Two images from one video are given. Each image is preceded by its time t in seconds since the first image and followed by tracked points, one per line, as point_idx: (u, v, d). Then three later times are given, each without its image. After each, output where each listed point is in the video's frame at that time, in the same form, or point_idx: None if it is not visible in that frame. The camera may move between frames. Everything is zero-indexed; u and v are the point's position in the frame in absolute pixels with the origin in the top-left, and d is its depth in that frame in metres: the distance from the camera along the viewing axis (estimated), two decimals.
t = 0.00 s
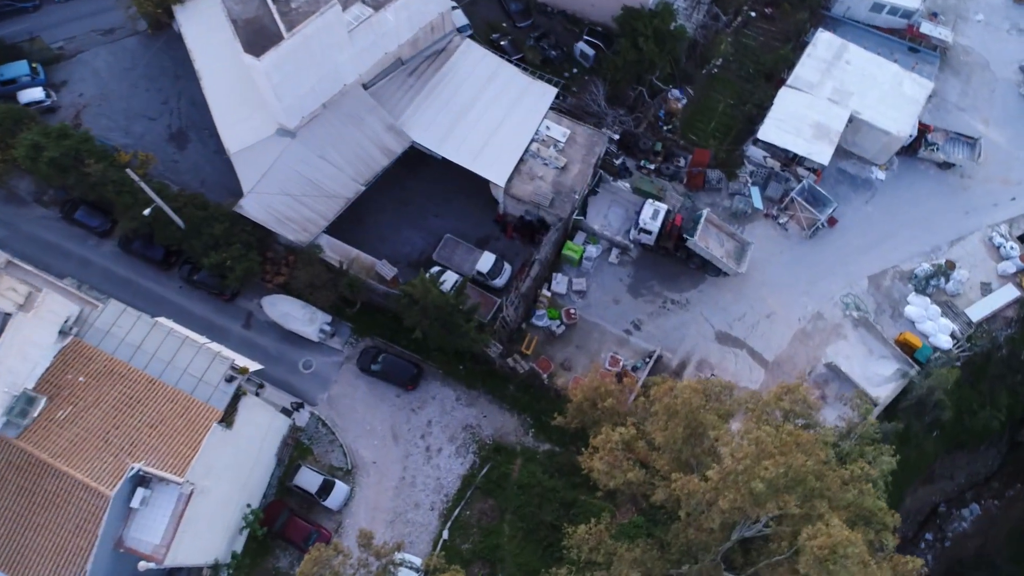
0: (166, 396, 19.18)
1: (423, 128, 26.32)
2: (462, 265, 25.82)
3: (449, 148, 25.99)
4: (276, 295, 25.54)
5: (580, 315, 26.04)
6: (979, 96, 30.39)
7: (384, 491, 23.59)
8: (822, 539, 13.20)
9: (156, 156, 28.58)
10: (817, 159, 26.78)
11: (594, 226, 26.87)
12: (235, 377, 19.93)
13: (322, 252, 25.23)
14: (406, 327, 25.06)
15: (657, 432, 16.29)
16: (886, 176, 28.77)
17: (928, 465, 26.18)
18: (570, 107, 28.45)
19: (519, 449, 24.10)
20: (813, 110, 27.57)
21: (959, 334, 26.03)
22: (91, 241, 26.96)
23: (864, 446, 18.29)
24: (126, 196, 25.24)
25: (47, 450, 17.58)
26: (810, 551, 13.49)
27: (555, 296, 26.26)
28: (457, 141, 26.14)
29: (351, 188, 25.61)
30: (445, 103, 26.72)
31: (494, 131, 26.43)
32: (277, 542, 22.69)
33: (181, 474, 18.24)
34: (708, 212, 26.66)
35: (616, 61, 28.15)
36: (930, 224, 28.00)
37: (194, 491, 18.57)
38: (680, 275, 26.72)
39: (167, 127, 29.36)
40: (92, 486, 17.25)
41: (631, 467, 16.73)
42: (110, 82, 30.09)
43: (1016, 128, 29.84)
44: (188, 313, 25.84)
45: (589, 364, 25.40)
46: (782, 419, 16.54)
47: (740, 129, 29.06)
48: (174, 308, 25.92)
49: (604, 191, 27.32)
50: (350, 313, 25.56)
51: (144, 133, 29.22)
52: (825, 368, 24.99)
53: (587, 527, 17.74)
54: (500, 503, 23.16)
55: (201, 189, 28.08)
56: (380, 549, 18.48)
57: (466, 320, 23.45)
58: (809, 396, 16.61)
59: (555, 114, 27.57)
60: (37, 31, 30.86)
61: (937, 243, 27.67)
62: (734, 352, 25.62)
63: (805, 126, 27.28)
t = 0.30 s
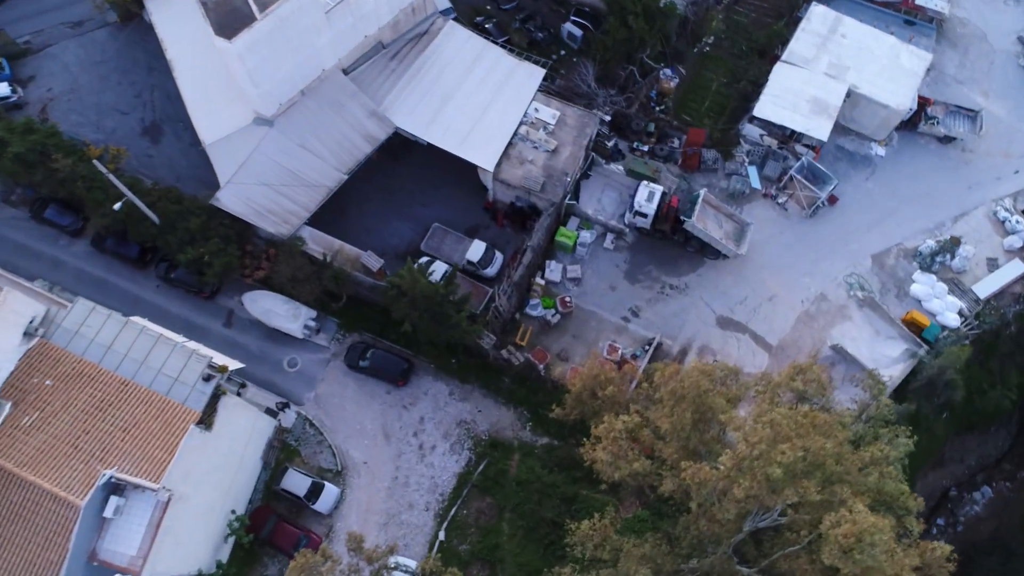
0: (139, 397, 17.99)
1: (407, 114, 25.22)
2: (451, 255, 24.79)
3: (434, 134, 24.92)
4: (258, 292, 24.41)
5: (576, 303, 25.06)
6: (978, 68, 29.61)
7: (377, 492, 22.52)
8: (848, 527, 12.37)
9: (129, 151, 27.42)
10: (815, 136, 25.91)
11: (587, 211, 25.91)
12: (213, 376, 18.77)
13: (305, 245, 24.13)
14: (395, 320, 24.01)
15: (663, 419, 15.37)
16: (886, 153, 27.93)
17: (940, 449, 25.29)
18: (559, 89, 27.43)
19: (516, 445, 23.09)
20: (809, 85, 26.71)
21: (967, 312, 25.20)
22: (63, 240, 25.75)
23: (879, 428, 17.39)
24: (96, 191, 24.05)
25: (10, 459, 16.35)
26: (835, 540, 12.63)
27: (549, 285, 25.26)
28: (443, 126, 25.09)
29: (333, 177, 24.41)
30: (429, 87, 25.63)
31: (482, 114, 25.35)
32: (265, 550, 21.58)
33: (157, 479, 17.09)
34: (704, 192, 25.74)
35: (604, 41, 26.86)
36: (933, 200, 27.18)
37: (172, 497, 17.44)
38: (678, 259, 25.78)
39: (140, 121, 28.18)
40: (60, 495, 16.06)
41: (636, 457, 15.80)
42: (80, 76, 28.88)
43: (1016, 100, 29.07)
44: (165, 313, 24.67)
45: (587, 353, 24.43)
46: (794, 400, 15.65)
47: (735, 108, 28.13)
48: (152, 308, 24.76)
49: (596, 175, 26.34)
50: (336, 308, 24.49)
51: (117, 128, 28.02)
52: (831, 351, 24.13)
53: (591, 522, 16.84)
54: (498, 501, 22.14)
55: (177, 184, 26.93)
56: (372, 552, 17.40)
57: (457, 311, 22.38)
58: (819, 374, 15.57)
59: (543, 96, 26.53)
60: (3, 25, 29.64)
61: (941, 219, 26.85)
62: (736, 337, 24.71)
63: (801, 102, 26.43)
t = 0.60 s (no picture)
0: (110, 398, 16.86)
1: (390, 98, 24.09)
2: (440, 243, 23.73)
3: (419, 117, 23.81)
4: (238, 287, 23.25)
5: (572, 290, 24.04)
6: (978, 40, 28.78)
7: (368, 493, 21.43)
8: (877, 513, 11.47)
9: (101, 145, 26.20)
10: (814, 110, 24.98)
11: (581, 195, 24.91)
12: (189, 373, 17.63)
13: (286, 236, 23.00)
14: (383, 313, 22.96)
15: (670, 406, 14.44)
16: (887, 127, 27.02)
17: (952, 431, 24.36)
18: (548, 69, 26.37)
19: (513, 440, 22.05)
20: (807, 59, 25.79)
21: (977, 289, 24.33)
22: (32, 239, 24.51)
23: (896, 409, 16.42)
24: (64, 185, 22.83)
25: None
26: (864, 528, 11.78)
27: (543, 272, 24.23)
28: (427, 110, 23.97)
29: (313, 164, 23.24)
30: (412, 69, 24.50)
31: (468, 96, 24.26)
32: (251, 558, 20.42)
33: (130, 483, 15.89)
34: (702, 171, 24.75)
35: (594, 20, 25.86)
36: (936, 175, 26.31)
37: (148, 503, 16.28)
38: (677, 242, 24.81)
39: (112, 113, 26.95)
40: (24, 504, 14.80)
41: (643, 445, 14.85)
42: (48, 69, 27.62)
43: (1019, 71, 28.23)
44: (142, 312, 23.49)
45: (585, 342, 23.42)
46: (807, 380, 14.82)
47: (731, 85, 27.16)
48: (128, 307, 23.58)
49: (589, 157, 25.34)
50: (321, 302, 23.38)
51: (87, 121, 26.79)
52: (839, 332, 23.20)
53: (595, 517, 15.93)
54: (497, 498, 21.08)
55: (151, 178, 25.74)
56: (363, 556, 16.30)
57: (448, 300, 21.28)
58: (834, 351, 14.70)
59: (532, 76, 25.45)
60: None
61: (946, 195, 25.98)
62: (740, 321, 23.76)
63: (799, 76, 25.50)
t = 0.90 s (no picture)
0: (78, 399, 15.80)
1: (375, 81, 23.05)
2: (430, 232, 22.77)
3: (405, 101, 22.75)
4: (219, 281, 22.20)
5: (568, 278, 23.10)
6: (979, 14, 28.02)
7: (359, 494, 20.42)
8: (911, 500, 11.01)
9: (74, 137, 25.10)
10: (816, 87, 24.07)
11: (575, 179, 24.05)
12: (166, 370, 16.58)
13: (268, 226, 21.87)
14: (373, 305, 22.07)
15: (678, 390, 13.74)
16: (889, 105, 26.28)
17: (966, 416, 23.47)
18: (538, 50, 25.42)
19: (511, 434, 21.12)
20: (806, 35, 24.90)
21: (987, 269, 23.51)
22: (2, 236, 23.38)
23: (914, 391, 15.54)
24: (34, 178, 21.71)
25: None
26: (896, 518, 11.39)
27: (538, 260, 23.29)
28: (414, 93, 22.96)
29: (297, 152, 22.26)
30: (397, 51, 23.50)
31: (456, 78, 23.28)
32: (238, 564, 19.36)
33: (100, 489, 14.91)
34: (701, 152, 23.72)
35: None
36: (942, 152, 25.50)
37: (121, 510, 15.21)
38: (676, 226, 23.93)
39: (85, 105, 25.85)
40: None
41: (650, 433, 14.08)
42: (17, 59, 26.49)
43: (1022, 45, 27.48)
44: (119, 310, 22.43)
45: (583, 331, 22.49)
46: (823, 360, 14.50)
47: (728, 64, 26.30)
48: (104, 305, 22.49)
49: (583, 141, 24.60)
50: (308, 295, 22.38)
51: (59, 113, 25.67)
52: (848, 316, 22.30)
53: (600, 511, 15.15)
54: (495, 496, 20.10)
55: (127, 170, 24.67)
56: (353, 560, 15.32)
57: (439, 290, 20.25)
58: (855, 331, 14.35)
59: (522, 57, 24.51)
60: None
61: (951, 172, 25.18)
62: (743, 306, 22.86)
63: (798, 53, 24.59)
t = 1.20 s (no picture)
0: (42, 403, 14.61)
1: (354, 64, 22.00)
2: (417, 219, 21.76)
3: (387, 84, 21.71)
4: (195, 277, 21.09)
5: (562, 264, 22.13)
6: None
7: (349, 497, 19.39)
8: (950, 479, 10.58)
9: (40, 132, 23.92)
10: (813, 59, 23.17)
11: (566, 161, 23.08)
12: (136, 369, 15.55)
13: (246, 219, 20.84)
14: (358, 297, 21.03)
15: (687, 370, 13.35)
16: (887, 77, 25.43)
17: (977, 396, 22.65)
18: (523, 30, 24.44)
19: (507, 428, 20.15)
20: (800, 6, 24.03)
21: (994, 243, 22.72)
22: None
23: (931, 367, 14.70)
24: None
25: None
26: (933, 499, 10.89)
27: (530, 246, 22.33)
28: (396, 75, 21.91)
29: (273, 140, 21.08)
30: (376, 32, 22.44)
31: (440, 59, 22.24)
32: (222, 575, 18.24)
33: (67, 499, 13.75)
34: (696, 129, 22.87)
35: None
36: (942, 124, 24.71)
37: (90, 521, 14.02)
38: (672, 207, 23.03)
39: (51, 98, 24.67)
40: None
41: (656, 418, 13.52)
42: None
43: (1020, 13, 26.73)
44: (90, 311, 21.29)
45: (579, 319, 21.55)
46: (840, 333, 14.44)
47: (721, 38, 25.30)
48: (75, 306, 21.34)
49: (573, 122, 23.59)
50: (289, 290, 21.32)
51: (24, 107, 24.47)
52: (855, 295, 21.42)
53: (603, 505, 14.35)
54: (493, 493, 19.11)
55: (97, 165, 23.52)
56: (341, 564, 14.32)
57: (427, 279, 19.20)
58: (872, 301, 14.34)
59: (507, 35, 23.48)
60: None
61: (954, 144, 24.39)
62: (745, 288, 21.99)
63: (793, 25, 23.73)
